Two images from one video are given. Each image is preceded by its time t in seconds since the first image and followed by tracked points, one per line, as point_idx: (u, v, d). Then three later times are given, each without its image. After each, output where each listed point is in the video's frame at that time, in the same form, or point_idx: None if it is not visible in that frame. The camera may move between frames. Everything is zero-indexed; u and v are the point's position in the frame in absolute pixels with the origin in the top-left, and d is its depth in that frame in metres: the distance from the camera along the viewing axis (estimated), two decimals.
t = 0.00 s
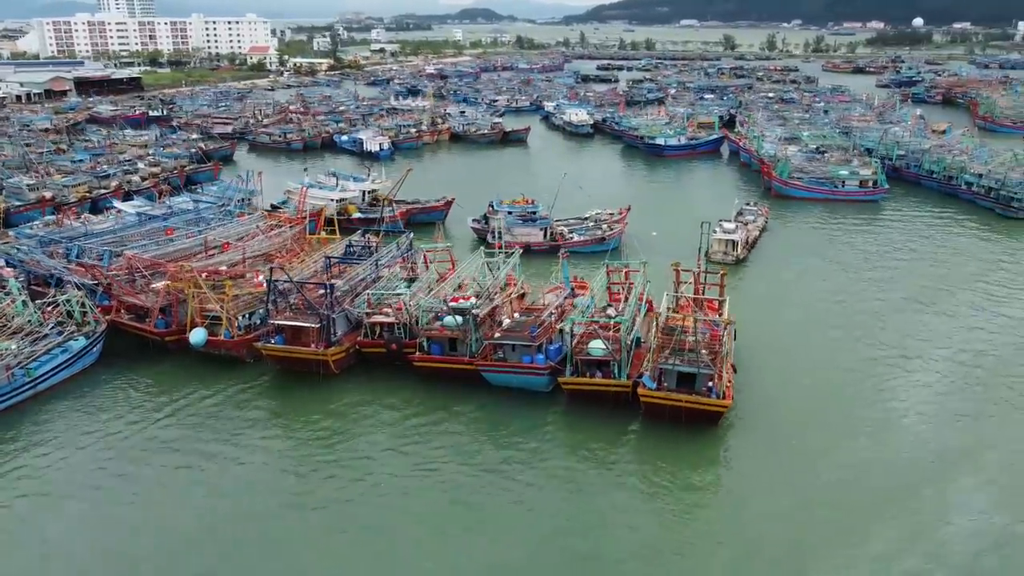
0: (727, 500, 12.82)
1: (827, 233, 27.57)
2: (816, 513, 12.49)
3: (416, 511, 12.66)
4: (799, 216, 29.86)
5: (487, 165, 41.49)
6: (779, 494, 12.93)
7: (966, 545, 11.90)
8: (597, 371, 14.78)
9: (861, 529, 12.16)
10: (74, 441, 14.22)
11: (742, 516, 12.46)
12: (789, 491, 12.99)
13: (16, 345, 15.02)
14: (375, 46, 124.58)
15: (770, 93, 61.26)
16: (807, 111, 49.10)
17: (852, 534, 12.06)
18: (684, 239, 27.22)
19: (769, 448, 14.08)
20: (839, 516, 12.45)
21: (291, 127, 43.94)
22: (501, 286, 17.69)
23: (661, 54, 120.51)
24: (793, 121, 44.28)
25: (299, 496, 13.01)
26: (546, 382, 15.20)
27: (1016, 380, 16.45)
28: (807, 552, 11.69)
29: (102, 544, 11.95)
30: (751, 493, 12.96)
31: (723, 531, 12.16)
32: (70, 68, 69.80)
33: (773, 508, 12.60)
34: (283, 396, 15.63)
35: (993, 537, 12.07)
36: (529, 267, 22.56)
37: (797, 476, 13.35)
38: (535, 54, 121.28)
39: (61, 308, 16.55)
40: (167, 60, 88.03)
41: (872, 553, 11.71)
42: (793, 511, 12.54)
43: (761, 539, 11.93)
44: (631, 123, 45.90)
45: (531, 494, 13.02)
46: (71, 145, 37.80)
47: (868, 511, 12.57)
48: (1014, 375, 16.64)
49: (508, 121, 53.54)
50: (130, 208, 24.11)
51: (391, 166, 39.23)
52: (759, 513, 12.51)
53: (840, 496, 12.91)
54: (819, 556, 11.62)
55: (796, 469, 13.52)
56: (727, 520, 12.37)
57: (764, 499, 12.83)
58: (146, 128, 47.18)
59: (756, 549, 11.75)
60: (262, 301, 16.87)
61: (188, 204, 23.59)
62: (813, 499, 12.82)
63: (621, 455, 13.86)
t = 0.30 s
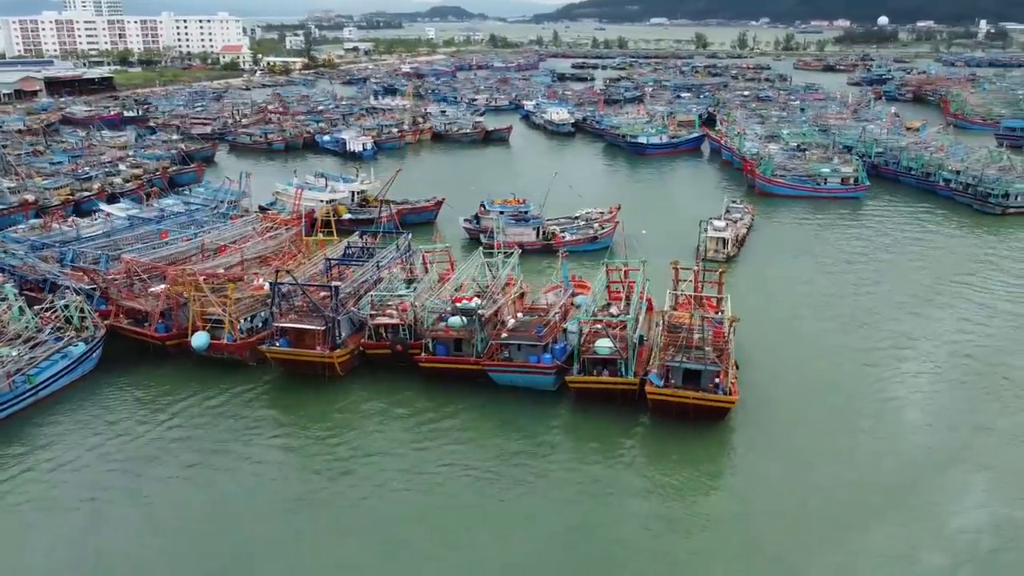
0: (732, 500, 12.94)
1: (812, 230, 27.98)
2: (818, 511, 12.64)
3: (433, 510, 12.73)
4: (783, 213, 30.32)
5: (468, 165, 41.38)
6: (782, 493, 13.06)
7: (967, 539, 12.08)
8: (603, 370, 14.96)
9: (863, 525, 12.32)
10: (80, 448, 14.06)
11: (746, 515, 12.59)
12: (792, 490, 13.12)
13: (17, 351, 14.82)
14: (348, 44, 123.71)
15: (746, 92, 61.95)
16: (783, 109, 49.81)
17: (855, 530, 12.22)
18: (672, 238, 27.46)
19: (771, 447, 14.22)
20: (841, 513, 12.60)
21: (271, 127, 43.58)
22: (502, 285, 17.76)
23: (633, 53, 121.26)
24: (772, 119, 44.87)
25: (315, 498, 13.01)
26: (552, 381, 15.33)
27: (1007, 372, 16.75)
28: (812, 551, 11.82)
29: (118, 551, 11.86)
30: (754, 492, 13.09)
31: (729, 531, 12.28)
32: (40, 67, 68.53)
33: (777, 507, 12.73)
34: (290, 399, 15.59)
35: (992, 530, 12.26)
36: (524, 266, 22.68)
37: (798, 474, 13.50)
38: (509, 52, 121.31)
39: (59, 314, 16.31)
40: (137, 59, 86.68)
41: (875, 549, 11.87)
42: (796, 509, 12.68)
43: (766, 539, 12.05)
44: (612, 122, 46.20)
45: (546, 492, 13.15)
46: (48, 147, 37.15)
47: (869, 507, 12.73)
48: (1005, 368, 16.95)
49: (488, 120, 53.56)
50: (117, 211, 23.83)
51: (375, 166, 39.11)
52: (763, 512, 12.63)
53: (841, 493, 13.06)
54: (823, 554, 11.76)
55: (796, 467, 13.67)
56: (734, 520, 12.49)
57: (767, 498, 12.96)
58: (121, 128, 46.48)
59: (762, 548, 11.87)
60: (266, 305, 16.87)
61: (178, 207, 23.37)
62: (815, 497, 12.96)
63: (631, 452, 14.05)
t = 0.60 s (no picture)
0: (737, 497, 13.11)
1: (796, 227, 28.40)
2: (821, 509, 12.81)
3: (447, 511, 12.82)
4: (767, 210, 30.78)
5: (448, 165, 41.31)
6: (784, 491, 13.23)
7: (968, 532, 12.34)
8: (610, 367, 15.18)
9: (866, 521, 12.52)
10: (87, 456, 13.93)
11: (752, 513, 12.73)
12: (794, 488, 13.29)
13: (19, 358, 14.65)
14: (319, 44, 122.83)
15: (721, 90, 62.65)
16: (759, 107, 50.50)
17: (859, 527, 12.40)
18: (660, 237, 27.74)
19: (771, 445, 14.38)
20: (844, 510, 12.79)
21: (250, 128, 43.21)
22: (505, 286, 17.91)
23: (605, 52, 121.94)
24: (749, 117, 45.46)
25: (328, 503, 13.01)
26: (560, 380, 15.50)
27: (996, 367, 17.10)
28: (818, 548, 11.98)
29: (133, 558, 11.80)
30: (757, 490, 13.25)
31: (736, 528, 12.43)
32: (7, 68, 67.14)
33: (779, 505, 12.89)
34: (296, 402, 15.58)
35: (991, 523, 12.53)
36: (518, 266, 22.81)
37: (800, 472, 13.68)
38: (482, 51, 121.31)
39: (58, 319, 16.09)
40: (106, 59, 85.28)
41: (880, 545, 12.06)
42: (800, 507, 12.86)
43: (772, 537, 12.21)
44: (592, 121, 46.47)
45: (558, 490, 13.29)
46: (24, 149, 36.51)
47: (869, 504, 12.93)
48: (994, 361, 17.30)
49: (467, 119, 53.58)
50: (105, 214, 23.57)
51: (357, 166, 38.96)
52: (768, 510, 12.78)
53: (843, 491, 13.23)
54: (828, 549, 11.96)
55: (797, 465, 13.85)
56: (740, 518, 12.65)
57: (771, 496, 13.12)
58: (96, 130, 45.76)
59: (769, 547, 12.02)
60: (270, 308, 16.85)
61: (167, 209, 23.17)
62: (817, 494, 13.15)
63: (640, 448, 14.24)
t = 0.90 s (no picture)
0: (745, 495, 13.28)
1: (782, 225, 28.81)
2: (828, 505, 13.02)
3: (461, 513, 12.91)
4: (752, 208, 31.23)
5: (430, 165, 41.20)
6: (791, 488, 13.43)
7: (971, 522, 12.62)
8: (615, 366, 15.38)
9: (873, 516, 12.75)
10: (94, 464, 13.81)
11: (761, 511, 12.90)
12: (801, 485, 13.49)
13: (21, 365, 14.49)
14: (291, 43, 121.84)
15: (697, 89, 63.29)
16: (736, 106, 51.12)
17: (867, 522, 12.62)
18: (649, 236, 27.97)
19: (774, 442, 14.58)
20: (850, 505, 13.01)
21: (230, 129, 42.82)
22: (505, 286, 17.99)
23: (578, 51, 122.51)
24: (728, 116, 46.02)
25: (342, 508, 13.03)
26: (565, 379, 15.66)
27: (985, 359, 17.50)
28: (828, 544, 12.18)
29: (149, 566, 11.72)
30: (764, 488, 13.43)
31: (746, 524, 12.61)
32: None
33: (787, 502, 13.07)
34: (301, 407, 15.56)
35: (994, 513, 12.82)
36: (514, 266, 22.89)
37: (804, 469, 13.88)
38: (455, 51, 121.23)
39: (55, 325, 15.86)
40: (74, 59, 83.85)
41: (887, 539, 12.29)
42: (808, 504, 13.05)
43: (783, 533, 12.39)
44: (573, 120, 46.75)
45: (569, 489, 13.45)
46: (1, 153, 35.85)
47: (875, 499, 13.16)
48: (987, 356, 17.65)
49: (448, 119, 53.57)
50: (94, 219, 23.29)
51: (341, 168, 38.78)
52: (776, 507, 12.96)
53: (847, 487, 13.44)
54: (836, 545, 12.16)
55: (801, 462, 14.05)
56: (749, 514, 12.84)
57: (778, 494, 13.31)
58: (71, 132, 45.01)
59: (780, 543, 12.20)
60: (273, 312, 16.84)
61: (157, 213, 22.95)
62: (823, 490, 13.35)
63: (647, 445, 14.49)
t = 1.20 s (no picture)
0: (752, 491, 13.49)
1: (766, 222, 29.27)
2: (834, 499, 13.26)
3: (475, 513, 13.02)
4: (735, 205, 31.70)
5: (411, 165, 41.11)
6: (795, 484, 13.66)
7: (973, 514, 12.95)
8: (620, 364, 15.62)
9: (878, 510, 13.02)
10: (102, 473, 13.66)
11: (768, 508, 13.09)
12: (806, 480, 13.72)
13: (24, 372, 14.32)
14: (261, 43, 120.53)
15: (672, 88, 63.87)
16: (712, 105, 51.72)
17: (872, 515, 12.91)
18: (637, 234, 28.24)
19: (778, 438, 14.84)
20: (855, 500, 13.27)
21: (208, 130, 42.37)
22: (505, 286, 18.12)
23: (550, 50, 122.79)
24: (706, 115, 46.58)
25: (355, 511, 13.04)
26: (572, 377, 15.85)
27: (973, 354, 17.97)
28: (838, 538, 12.43)
29: (166, 572, 11.66)
30: (770, 485, 13.64)
31: (754, 520, 12.80)
32: None
33: (793, 497, 13.29)
34: (308, 410, 15.54)
35: (994, 505, 13.17)
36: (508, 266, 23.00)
37: (808, 464, 14.12)
38: (426, 50, 120.88)
39: (54, 331, 15.65)
40: (38, 59, 82.14)
41: (892, 530, 12.58)
42: (814, 499, 13.29)
43: (791, 529, 12.60)
44: (552, 120, 46.98)
45: (581, 487, 13.61)
46: None
47: (879, 493, 13.43)
48: (976, 351, 18.08)
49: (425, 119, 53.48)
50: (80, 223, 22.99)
51: (322, 169, 38.58)
52: (781, 502, 13.18)
53: (851, 481, 13.72)
54: (843, 538, 12.43)
55: (805, 457, 14.32)
56: (758, 507, 13.11)
57: (784, 490, 13.52)
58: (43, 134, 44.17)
59: (791, 539, 12.40)
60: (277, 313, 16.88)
61: (146, 216, 22.73)
62: (828, 484, 13.63)
63: (653, 439, 14.76)
